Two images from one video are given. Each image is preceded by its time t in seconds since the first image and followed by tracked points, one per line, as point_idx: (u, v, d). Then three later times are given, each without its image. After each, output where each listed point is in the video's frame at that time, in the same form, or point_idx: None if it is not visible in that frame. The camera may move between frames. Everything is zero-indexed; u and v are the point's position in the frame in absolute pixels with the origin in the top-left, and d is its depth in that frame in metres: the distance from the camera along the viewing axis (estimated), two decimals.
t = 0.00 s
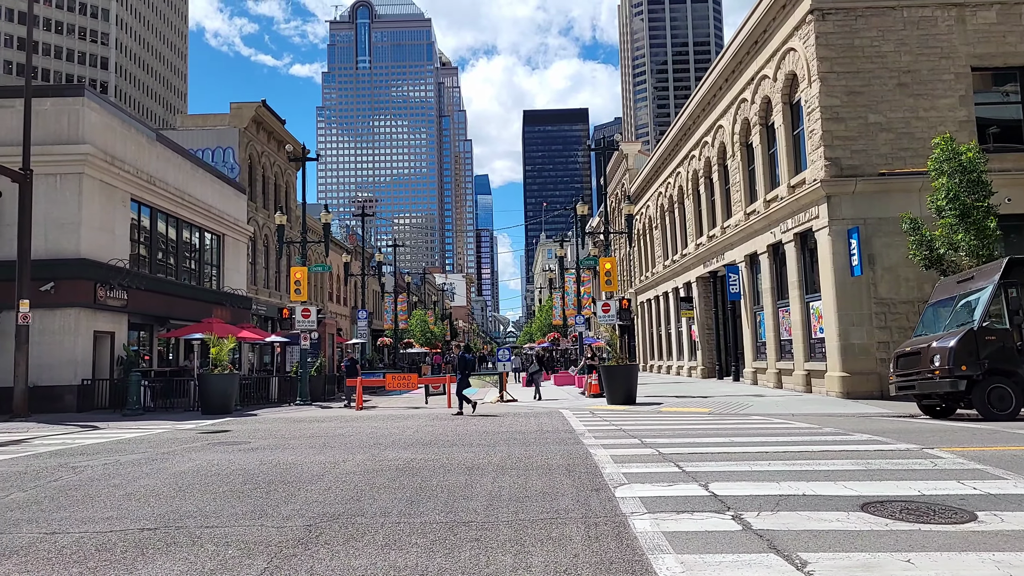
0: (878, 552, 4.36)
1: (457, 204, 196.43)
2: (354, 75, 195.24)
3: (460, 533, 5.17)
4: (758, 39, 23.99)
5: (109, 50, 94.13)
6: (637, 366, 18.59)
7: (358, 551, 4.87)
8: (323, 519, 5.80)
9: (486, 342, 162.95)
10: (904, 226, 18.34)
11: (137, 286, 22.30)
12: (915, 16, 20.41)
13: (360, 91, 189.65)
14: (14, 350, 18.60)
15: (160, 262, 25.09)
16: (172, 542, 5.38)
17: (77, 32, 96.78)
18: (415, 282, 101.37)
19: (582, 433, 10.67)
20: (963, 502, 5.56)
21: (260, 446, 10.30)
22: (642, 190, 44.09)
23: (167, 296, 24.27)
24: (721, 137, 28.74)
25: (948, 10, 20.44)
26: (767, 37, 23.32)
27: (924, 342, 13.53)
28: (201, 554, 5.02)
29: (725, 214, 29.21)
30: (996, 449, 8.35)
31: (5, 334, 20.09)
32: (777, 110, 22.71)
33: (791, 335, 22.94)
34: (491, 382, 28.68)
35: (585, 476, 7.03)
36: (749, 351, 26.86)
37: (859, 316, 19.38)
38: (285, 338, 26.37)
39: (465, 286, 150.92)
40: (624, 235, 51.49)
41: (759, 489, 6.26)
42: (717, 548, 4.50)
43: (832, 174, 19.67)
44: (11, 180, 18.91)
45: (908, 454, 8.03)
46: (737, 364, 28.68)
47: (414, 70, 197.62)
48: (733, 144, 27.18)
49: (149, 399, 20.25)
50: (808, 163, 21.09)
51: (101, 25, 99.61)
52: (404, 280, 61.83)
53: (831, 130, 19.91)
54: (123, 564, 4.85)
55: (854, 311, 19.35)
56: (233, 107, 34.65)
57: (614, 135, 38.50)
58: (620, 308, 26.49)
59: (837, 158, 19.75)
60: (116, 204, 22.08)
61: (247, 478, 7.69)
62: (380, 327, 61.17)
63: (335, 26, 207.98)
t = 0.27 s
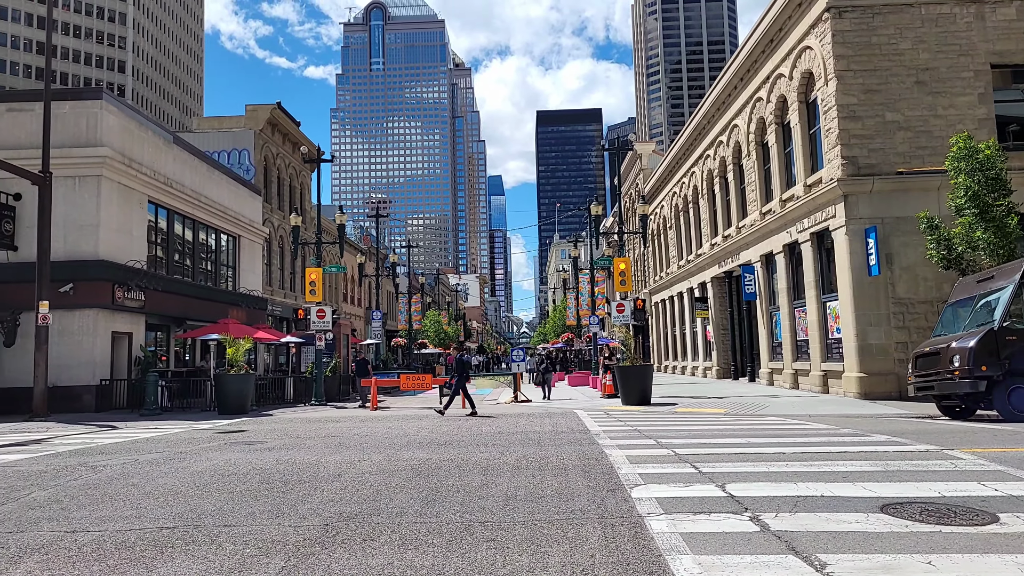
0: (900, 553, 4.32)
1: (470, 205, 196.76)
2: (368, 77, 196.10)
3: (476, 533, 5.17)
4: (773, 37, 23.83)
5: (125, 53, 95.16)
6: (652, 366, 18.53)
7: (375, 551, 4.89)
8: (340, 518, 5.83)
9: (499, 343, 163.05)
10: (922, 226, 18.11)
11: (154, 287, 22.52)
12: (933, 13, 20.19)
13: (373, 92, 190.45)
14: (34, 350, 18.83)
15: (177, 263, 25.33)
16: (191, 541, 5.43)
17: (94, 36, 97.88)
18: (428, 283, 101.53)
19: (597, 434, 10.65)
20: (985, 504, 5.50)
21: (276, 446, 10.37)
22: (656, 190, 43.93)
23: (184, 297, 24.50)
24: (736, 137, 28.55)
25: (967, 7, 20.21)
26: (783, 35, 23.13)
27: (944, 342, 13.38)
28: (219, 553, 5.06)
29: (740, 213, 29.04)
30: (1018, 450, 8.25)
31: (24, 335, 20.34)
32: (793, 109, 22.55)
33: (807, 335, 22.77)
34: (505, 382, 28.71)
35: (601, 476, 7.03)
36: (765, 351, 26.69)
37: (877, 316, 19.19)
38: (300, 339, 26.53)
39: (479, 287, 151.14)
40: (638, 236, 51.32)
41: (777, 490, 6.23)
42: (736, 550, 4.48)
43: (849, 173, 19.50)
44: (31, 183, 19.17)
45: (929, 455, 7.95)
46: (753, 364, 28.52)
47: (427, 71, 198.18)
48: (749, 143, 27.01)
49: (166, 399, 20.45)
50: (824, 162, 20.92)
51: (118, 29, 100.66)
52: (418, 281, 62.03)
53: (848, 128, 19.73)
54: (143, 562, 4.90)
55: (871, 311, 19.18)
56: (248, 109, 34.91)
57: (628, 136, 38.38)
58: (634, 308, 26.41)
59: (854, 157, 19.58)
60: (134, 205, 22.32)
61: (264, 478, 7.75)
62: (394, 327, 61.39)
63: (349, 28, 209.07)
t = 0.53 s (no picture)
0: (920, 555, 4.28)
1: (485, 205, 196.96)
2: (382, 78, 196.93)
3: (493, 533, 5.19)
4: (790, 35, 23.65)
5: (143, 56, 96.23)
6: (668, 366, 18.38)
7: (393, 550, 4.92)
8: (357, 517, 5.87)
9: (513, 343, 163.03)
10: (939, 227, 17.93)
11: (172, 287, 22.76)
12: (953, 9, 19.96)
13: (387, 93, 191.23)
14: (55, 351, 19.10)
15: (195, 264, 25.58)
16: (210, 539, 5.49)
17: (112, 40, 99.07)
18: (442, 283, 101.75)
19: (613, 434, 10.63)
20: (1007, 506, 5.43)
21: (293, 445, 10.45)
22: (671, 189, 43.78)
23: (202, 297, 24.74)
24: (752, 135, 28.39)
25: (987, 3, 19.95)
26: (799, 33, 22.97)
27: (964, 342, 13.23)
28: (239, 551, 5.11)
29: (757, 213, 28.87)
30: None
31: (45, 335, 20.64)
32: (810, 107, 22.40)
33: (825, 335, 22.58)
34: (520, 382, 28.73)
35: (617, 477, 7.02)
36: (781, 351, 26.51)
37: (896, 316, 19.00)
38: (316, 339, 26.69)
39: (493, 287, 151.27)
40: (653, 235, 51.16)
41: (796, 491, 6.19)
42: (753, 551, 4.46)
43: (867, 171, 19.32)
44: (51, 185, 19.45)
45: (950, 456, 7.86)
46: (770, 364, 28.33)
47: (441, 72, 198.63)
48: (765, 143, 26.87)
49: (185, 399, 20.66)
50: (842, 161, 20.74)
51: (135, 32, 101.75)
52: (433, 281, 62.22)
53: (866, 126, 19.54)
54: (164, 560, 4.96)
55: (890, 311, 18.98)
56: (265, 111, 35.19)
57: (643, 135, 38.26)
58: (650, 308, 26.29)
59: (873, 156, 19.39)
60: (152, 206, 22.56)
61: (282, 477, 7.81)
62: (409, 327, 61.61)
63: (364, 29, 210.03)
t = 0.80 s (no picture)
0: (943, 557, 4.23)
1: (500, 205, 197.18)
2: (397, 79, 197.75)
3: (510, 533, 5.19)
4: (808, 32, 23.43)
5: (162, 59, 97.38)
6: (686, 367, 18.23)
7: (411, 549, 4.94)
8: (375, 516, 5.90)
9: (529, 342, 163.08)
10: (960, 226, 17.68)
11: (191, 287, 23.01)
12: (975, 5, 19.69)
13: (402, 94, 191.95)
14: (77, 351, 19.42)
15: (213, 265, 25.84)
16: (230, 538, 5.54)
17: (132, 43, 100.34)
18: (459, 283, 101.92)
19: (631, 434, 10.61)
20: None
21: (311, 444, 10.51)
22: (688, 189, 43.57)
23: (220, 298, 24.97)
24: (770, 134, 28.19)
25: None
26: (818, 30, 22.76)
27: (987, 342, 13.04)
28: (259, 549, 5.16)
29: (774, 212, 28.65)
30: None
31: (67, 335, 20.95)
32: (828, 106, 22.21)
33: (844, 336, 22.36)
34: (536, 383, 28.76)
35: (635, 477, 7.01)
36: (800, 351, 26.29)
37: (917, 316, 18.78)
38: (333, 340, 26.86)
39: (508, 287, 151.41)
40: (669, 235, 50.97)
41: (815, 492, 6.14)
42: (772, 552, 4.43)
43: (887, 170, 19.10)
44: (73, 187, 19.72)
45: (973, 458, 7.77)
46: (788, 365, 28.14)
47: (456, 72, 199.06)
48: (783, 141, 26.67)
49: (204, 398, 20.88)
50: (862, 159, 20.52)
51: (154, 35, 102.92)
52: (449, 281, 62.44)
53: (886, 124, 19.31)
54: (185, 557, 5.02)
55: (911, 311, 18.77)
56: (282, 112, 35.47)
57: (660, 133, 38.09)
58: (666, 309, 26.16)
59: (893, 154, 19.17)
60: (171, 208, 22.82)
61: (301, 476, 7.88)
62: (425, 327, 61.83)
63: (379, 31, 211.02)
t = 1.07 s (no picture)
0: (968, 560, 4.17)
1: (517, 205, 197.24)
2: (414, 80, 198.52)
3: (529, 533, 5.20)
4: (828, 29, 23.19)
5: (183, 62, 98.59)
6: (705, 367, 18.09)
7: (430, 549, 4.97)
8: (395, 516, 5.94)
9: (546, 342, 162.88)
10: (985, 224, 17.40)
11: (211, 288, 23.25)
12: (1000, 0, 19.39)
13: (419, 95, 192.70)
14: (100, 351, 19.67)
15: (233, 266, 26.11)
16: (252, 536, 5.61)
17: (153, 46, 101.67)
18: (476, 283, 102.05)
19: (650, 435, 10.58)
20: None
21: (331, 444, 10.59)
22: (706, 188, 43.28)
23: (239, 299, 25.21)
24: (789, 132, 27.92)
25: None
26: (838, 27, 22.53)
27: (1012, 342, 12.83)
28: (279, 548, 5.22)
29: (794, 211, 28.38)
30: None
31: (90, 336, 21.26)
32: (849, 103, 21.97)
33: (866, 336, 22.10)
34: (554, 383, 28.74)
35: (654, 478, 6.98)
36: (821, 351, 26.02)
37: (940, 315, 18.51)
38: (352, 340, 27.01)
39: (526, 287, 151.34)
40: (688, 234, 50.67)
41: (836, 494, 6.08)
42: (794, 555, 4.39)
43: (909, 168, 18.85)
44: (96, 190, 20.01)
45: (998, 459, 7.66)
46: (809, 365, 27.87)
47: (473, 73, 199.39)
48: (803, 139, 26.41)
49: (225, 398, 21.09)
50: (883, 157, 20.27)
51: (174, 39, 104.17)
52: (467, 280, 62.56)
53: (908, 122, 19.05)
54: (207, 556, 5.09)
55: (934, 310, 18.51)
56: (300, 114, 35.74)
57: (677, 133, 37.85)
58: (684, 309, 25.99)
59: (915, 152, 18.91)
60: (192, 209, 23.08)
61: (321, 476, 7.95)
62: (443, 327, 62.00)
63: (396, 32, 211.99)
